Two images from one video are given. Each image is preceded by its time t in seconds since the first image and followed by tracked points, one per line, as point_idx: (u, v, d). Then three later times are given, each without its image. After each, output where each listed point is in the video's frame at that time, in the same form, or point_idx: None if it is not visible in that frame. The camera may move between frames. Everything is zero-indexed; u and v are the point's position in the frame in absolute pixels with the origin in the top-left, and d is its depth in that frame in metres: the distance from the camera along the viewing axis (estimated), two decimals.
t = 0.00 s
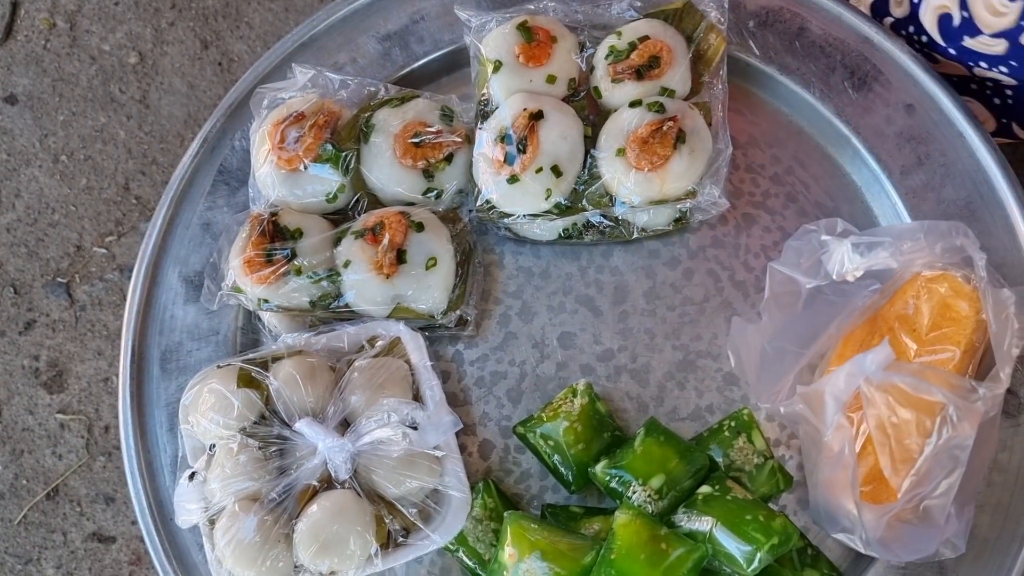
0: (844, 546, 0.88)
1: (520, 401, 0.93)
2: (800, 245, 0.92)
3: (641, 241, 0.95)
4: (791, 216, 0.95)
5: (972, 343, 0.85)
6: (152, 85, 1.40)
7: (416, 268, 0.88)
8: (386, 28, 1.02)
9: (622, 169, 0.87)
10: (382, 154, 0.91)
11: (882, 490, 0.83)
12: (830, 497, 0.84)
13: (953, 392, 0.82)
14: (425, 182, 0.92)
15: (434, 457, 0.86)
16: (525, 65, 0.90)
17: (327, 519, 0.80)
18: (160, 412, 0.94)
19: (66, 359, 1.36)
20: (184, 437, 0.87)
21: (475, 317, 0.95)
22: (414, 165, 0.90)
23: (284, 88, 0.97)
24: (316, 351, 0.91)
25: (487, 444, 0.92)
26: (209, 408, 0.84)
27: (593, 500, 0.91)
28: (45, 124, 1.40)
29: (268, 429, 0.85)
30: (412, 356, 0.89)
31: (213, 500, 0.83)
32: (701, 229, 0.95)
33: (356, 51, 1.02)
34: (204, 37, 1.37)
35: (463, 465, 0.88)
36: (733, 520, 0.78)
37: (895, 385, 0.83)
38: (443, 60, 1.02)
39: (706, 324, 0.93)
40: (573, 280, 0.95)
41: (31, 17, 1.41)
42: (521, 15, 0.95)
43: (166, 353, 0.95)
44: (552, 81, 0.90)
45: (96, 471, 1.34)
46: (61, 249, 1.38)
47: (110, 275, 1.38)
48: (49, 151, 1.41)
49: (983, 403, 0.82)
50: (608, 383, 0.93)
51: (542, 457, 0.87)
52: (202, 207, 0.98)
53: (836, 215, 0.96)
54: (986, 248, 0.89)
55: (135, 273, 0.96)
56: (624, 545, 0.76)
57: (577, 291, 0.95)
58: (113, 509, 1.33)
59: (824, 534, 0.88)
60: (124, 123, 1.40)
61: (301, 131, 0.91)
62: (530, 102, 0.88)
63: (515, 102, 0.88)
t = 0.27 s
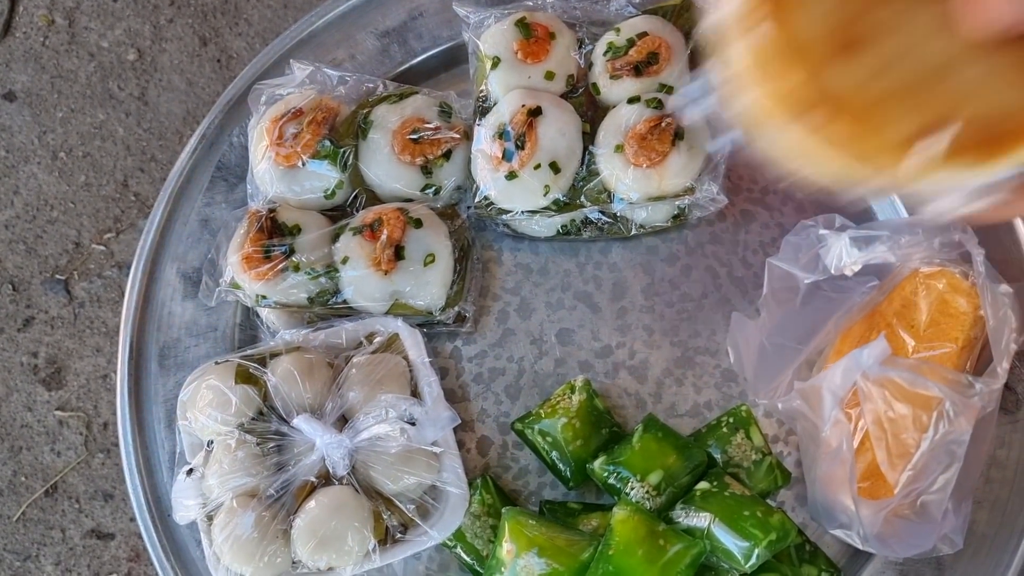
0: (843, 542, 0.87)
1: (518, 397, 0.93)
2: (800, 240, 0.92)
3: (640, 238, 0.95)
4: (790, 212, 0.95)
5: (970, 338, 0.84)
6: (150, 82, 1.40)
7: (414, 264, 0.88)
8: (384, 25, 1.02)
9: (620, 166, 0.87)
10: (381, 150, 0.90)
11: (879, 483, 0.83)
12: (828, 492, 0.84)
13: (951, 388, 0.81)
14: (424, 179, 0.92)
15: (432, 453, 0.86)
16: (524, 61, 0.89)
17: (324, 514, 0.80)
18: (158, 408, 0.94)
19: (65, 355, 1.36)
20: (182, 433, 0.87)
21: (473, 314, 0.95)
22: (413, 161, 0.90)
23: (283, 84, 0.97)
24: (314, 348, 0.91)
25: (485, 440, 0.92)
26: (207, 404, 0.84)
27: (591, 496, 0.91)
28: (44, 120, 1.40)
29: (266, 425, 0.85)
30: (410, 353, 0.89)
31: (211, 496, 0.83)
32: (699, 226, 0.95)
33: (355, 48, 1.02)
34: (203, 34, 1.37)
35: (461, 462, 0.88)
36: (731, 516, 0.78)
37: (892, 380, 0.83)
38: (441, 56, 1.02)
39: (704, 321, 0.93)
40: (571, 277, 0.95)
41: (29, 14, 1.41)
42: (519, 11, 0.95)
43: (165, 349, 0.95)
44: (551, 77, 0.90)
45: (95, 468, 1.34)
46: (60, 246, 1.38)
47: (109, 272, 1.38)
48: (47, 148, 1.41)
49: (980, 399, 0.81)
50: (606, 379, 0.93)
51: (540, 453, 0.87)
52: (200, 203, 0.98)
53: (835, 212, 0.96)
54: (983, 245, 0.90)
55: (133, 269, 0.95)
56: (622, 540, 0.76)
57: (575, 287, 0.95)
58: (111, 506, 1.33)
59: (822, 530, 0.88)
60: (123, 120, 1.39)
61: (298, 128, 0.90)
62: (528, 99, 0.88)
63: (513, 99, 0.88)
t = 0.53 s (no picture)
0: (841, 539, 0.87)
1: (516, 393, 0.92)
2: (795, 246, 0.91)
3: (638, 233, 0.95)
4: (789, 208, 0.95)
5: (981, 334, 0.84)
6: (147, 78, 1.39)
7: (411, 260, 0.87)
8: (382, 19, 1.01)
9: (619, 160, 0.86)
10: (377, 145, 0.90)
11: (883, 476, 0.83)
12: (829, 482, 0.84)
13: (965, 385, 0.82)
14: (422, 174, 0.91)
15: (429, 449, 0.85)
16: (521, 56, 0.89)
17: (320, 510, 0.80)
18: (154, 404, 0.93)
19: (61, 352, 1.36)
20: (177, 429, 0.87)
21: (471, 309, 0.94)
22: (410, 156, 0.90)
23: (279, 79, 0.97)
24: (311, 343, 0.90)
25: (482, 436, 0.92)
26: (202, 399, 0.84)
27: (589, 493, 0.90)
28: (40, 116, 1.40)
29: (262, 420, 0.85)
30: (407, 349, 0.89)
31: (207, 491, 0.83)
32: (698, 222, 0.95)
33: (352, 42, 1.02)
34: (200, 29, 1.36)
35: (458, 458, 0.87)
36: (729, 513, 0.78)
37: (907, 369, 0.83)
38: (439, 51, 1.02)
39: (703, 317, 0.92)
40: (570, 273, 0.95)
41: (26, 9, 1.41)
42: (518, 5, 0.94)
43: (160, 345, 0.95)
44: (549, 72, 0.90)
45: (91, 465, 1.34)
46: (56, 242, 1.38)
47: (105, 269, 1.37)
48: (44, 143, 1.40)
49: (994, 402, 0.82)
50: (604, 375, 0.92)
51: (538, 450, 0.87)
52: (196, 198, 0.97)
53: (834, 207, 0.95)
54: (983, 240, 0.90)
55: (128, 264, 0.95)
56: (620, 537, 0.76)
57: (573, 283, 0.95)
58: (107, 503, 1.33)
59: (820, 527, 0.87)
60: (119, 116, 1.39)
61: (295, 122, 0.90)
62: (526, 93, 0.87)
63: (511, 93, 0.88)
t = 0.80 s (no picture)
0: (840, 537, 0.86)
1: (515, 390, 0.92)
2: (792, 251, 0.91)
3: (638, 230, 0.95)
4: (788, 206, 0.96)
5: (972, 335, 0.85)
6: (146, 74, 1.39)
7: (408, 257, 0.89)
8: (381, 15, 1.01)
9: (617, 139, 0.88)
10: (374, 139, 0.90)
11: (877, 475, 0.83)
12: (824, 481, 0.84)
13: (953, 381, 0.83)
14: (419, 168, 0.91)
15: (428, 446, 0.85)
16: (518, 35, 0.91)
17: (318, 508, 0.80)
18: (152, 400, 0.93)
19: (59, 349, 1.36)
20: (175, 426, 0.87)
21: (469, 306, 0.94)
22: (406, 151, 0.90)
23: (275, 74, 0.97)
24: (310, 340, 0.90)
25: (481, 433, 0.92)
26: (200, 396, 0.84)
27: (587, 491, 0.90)
28: (39, 113, 1.39)
29: (260, 417, 0.84)
30: (406, 345, 0.89)
31: (205, 488, 0.83)
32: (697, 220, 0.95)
33: (352, 39, 1.01)
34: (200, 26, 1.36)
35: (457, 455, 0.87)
36: (729, 511, 0.78)
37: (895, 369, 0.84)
38: (438, 48, 1.02)
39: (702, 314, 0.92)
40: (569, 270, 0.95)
41: (26, 6, 1.41)
42: None
43: (159, 341, 0.94)
44: (545, 51, 0.92)
45: (89, 462, 1.34)
46: (55, 239, 1.37)
47: (103, 265, 1.37)
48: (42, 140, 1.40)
49: (982, 395, 0.83)
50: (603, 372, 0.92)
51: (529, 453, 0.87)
52: (194, 194, 0.97)
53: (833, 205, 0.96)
54: (983, 239, 0.89)
55: (127, 260, 0.95)
56: (619, 535, 0.76)
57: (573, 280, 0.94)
58: (105, 501, 1.33)
59: (820, 526, 0.86)
60: (118, 112, 1.39)
61: (291, 118, 0.90)
62: (523, 72, 0.89)
63: (507, 72, 0.89)
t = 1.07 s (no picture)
0: (839, 533, 0.87)
1: (515, 385, 0.93)
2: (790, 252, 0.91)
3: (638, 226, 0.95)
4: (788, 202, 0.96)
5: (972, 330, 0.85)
6: (147, 70, 1.39)
7: (395, 253, 0.88)
8: (382, 11, 1.01)
9: (615, 136, 0.89)
10: (369, 135, 0.90)
11: (876, 467, 0.83)
12: (825, 474, 0.85)
13: (953, 372, 0.83)
14: (412, 166, 0.91)
15: (428, 440, 0.85)
16: (518, 31, 0.91)
17: (319, 502, 0.80)
18: (152, 394, 0.93)
19: (59, 344, 1.36)
20: (176, 419, 0.87)
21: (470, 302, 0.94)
22: (400, 147, 0.90)
23: (271, 68, 0.97)
24: (310, 334, 0.90)
25: (482, 428, 0.92)
26: (201, 389, 0.84)
27: (587, 486, 0.90)
28: (39, 108, 1.39)
29: (261, 411, 0.84)
30: (406, 340, 0.89)
31: (206, 482, 0.83)
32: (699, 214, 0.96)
33: (353, 34, 1.02)
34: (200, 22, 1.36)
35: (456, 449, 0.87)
36: (729, 505, 0.78)
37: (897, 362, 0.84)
38: (438, 44, 1.02)
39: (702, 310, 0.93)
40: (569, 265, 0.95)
41: (26, 1, 1.41)
42: None
43: (159, 335, 0.95)
44: (545, 48, 0.92)
45: (89, 457, 1.34)
46: (54, 235, 1.37)
47: (103, 261, 1.37)
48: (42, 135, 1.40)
49: (982, 387, 0.83)
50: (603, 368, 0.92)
51: (526, 455, 0.87)
52: (195, 189, 0.97)
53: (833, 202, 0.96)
54: (983, 235, 0.89)
55: (127, 254, 0.95)
56: (620, 528, 0.76)
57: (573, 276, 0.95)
58: (105, 496, 1.33)
59: (819, 520, 0.87)
60: (118, 108, 1.39)
61: (286, 112, 0.90)
62: (523, 68, 0.89)
63: (507, 68, 0.89)
